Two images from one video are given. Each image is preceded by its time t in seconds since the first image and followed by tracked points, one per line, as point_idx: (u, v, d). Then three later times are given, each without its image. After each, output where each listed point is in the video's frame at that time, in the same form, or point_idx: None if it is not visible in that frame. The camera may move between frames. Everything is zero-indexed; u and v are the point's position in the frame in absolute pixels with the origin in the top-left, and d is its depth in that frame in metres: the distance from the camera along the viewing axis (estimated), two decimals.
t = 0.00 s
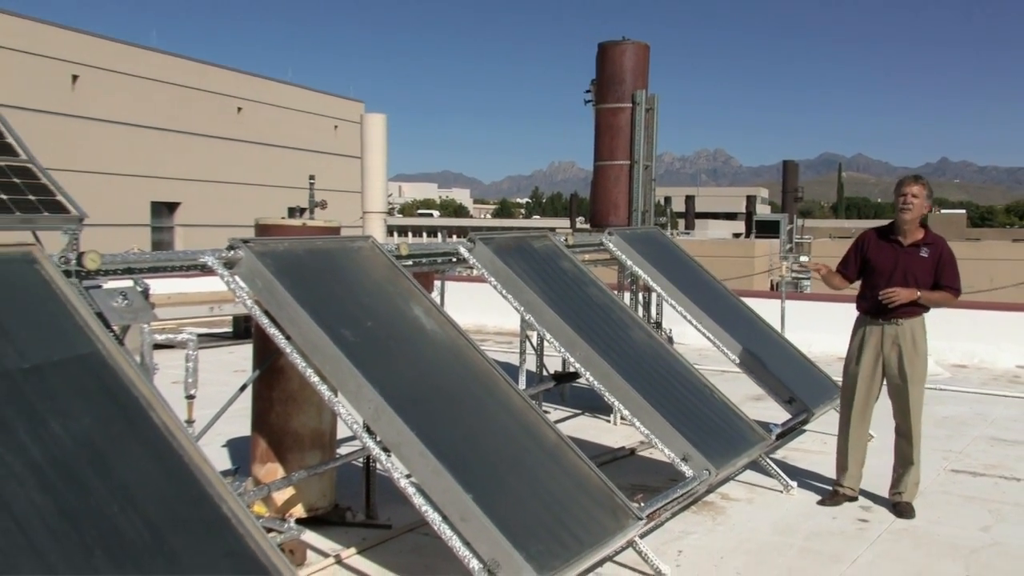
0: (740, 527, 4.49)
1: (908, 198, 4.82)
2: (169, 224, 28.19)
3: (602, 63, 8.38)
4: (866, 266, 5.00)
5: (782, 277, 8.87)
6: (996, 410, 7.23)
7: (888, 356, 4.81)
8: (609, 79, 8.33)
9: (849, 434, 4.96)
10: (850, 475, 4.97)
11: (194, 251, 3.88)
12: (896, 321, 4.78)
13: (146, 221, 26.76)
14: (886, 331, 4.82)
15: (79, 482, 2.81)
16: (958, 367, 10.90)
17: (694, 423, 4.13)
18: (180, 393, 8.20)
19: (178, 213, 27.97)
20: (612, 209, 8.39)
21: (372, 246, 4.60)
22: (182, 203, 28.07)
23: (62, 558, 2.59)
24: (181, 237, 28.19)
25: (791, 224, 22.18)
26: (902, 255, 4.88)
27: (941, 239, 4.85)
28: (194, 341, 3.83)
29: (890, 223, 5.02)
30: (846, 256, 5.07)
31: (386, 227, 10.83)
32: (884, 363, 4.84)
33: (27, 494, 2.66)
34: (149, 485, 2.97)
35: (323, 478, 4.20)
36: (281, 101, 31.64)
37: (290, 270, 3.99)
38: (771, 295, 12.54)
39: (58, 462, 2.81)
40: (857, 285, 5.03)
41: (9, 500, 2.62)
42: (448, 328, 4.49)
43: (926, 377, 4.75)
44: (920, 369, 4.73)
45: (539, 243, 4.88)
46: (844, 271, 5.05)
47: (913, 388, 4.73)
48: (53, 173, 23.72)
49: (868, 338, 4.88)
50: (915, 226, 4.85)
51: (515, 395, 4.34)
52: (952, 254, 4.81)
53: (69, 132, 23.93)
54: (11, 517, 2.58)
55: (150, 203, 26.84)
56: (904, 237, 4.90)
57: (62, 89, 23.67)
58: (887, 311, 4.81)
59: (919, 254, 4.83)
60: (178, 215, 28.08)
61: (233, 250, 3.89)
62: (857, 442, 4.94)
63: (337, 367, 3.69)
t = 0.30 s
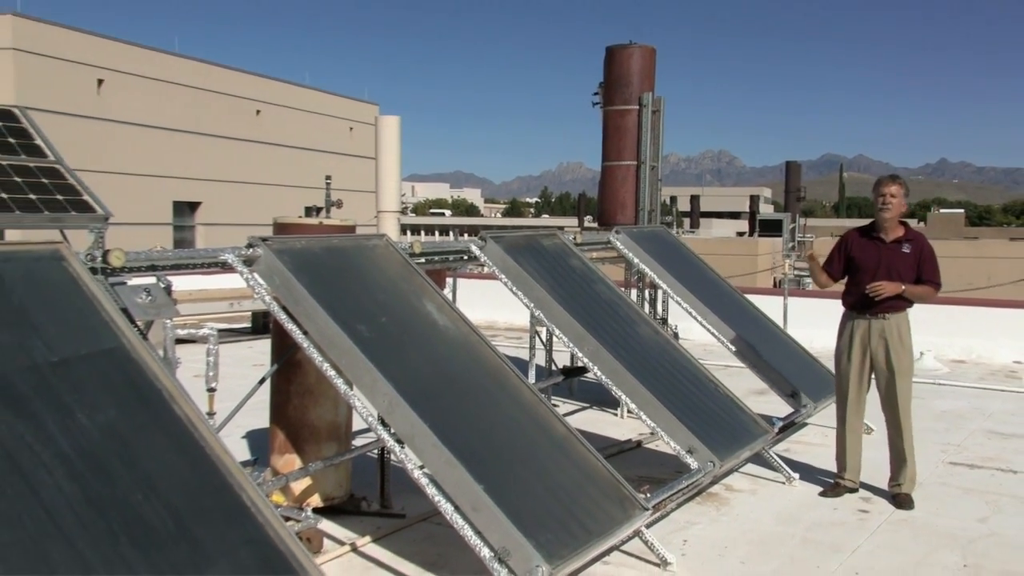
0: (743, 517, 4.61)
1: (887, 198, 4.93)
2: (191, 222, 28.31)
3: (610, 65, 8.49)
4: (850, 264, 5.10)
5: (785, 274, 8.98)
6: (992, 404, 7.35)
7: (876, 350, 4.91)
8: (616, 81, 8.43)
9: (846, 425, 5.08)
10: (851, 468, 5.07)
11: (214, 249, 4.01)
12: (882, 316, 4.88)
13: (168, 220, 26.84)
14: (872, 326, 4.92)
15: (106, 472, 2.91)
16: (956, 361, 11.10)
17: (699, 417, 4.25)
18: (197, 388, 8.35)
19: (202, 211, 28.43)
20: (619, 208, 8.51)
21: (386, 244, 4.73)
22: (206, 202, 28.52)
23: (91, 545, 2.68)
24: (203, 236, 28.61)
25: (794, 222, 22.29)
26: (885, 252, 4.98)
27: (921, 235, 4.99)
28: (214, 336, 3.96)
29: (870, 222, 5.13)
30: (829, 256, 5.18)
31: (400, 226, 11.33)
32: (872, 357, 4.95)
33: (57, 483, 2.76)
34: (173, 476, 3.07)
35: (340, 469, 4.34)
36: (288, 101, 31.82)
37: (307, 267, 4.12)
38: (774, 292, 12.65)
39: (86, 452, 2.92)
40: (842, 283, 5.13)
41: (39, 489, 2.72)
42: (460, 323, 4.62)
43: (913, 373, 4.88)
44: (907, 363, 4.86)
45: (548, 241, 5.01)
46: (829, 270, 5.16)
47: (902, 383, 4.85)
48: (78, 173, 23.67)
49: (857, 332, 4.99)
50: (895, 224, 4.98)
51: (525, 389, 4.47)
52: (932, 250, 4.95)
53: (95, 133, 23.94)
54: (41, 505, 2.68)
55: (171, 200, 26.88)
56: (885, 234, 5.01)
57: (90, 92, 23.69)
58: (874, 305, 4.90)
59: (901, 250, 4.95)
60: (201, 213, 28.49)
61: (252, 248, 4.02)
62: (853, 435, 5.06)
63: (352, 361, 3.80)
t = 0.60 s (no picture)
0: (748, 510, 4.73)
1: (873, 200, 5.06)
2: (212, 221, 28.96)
3: (618, 69, 8.60)
4: (838, 263, 5.22)
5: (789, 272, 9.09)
6: (990, 399, 7.47)
7: (865, 346, 5.03)
8: (625, 85, 8.54)
9: (839, 420, 5.18)
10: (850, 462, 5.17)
11: (235, 248, 4.14)
12: (871, 314, 5.00)
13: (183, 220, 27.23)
14: (861, 322, 5.04)
15: (130, 463, 3.01)
16: (955, 358, 11.30)
17: (704, 411, 4.37)
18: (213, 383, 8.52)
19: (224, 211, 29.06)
20: (626, 208, 8.64)
21: (400, 244, 4.87)
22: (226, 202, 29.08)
23: (116, 532, 2.79)
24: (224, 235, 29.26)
25: (798, 220, 22.40)
26: (872, 251, 5.10)
27: (905, 234, 5.13)
28: (235, 332, 4.09)
29: (856, 222, 5.25)
30: (818, 256, 5.30)
31: (413, 225, 11.52)
32: (861, 353, 5.06)
33: (84, 473, 2.87)
34: (194, 466, 3.18)
35: (356, 461, 4.49)
36: (296, 101, 32.01)
37: (324, 266, 4.25)
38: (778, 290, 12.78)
39: (111, 444, 3.03)
40: (831, 282, 5.26)
41: (67, 478, 2.82)
42: (472, 320, 4.75)
43: (901, 369, 4.99)
44: (895, 359, 4.97)
45: (557, 240, 5.14)
46: (818, 270, 5.28)
47: (891, 378, 4.97)
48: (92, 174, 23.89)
49: (845, 328, 5.10)
50: (880, 224, 5.11)
51: (535, 384, 4.59)
52: (917, 248, 5.08)
53: (108, 134, 24.12)
54: (69, 494, 2.78)
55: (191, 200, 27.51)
56: (872, 234, 5.14)
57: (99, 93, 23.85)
58: (863, 303, 5.02)
59: (888, 249, 5.08)
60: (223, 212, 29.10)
61: (271, 246, 4.15)
62: (849, 428, 5.16)
63: (367, 356, 3.92)
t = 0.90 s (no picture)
0: (752, 502, 4.85)
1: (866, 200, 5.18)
2: (233, 221, 29.14)
3: (626, 72, 8.73)
4: (834, 262, 5.36)
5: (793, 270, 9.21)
6: (990, 393, 7.60)
7: (860, 341, 5.16)
8: (633, 88, 8.66)
9: (838, 413, 5.31)
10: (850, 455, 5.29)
11: (254, 246, 4.27)
12: (867, 310, 5.12)
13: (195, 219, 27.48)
14: (856, 319, 5.17)
15: (156, 454, 3.12)
16: (955, 354, 11.45)
17: (710, 405, 4.49)
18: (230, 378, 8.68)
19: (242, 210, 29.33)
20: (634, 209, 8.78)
21: (415, 242, 5.01)
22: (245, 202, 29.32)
23: (143, 520, 2.88)
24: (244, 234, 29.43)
25: (804, 218, 22.47)
26: (865, 249, 5.23)
27: (897, 232, 5.24)
28: (255, 328, 4.23)
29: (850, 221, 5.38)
30: (813, 256, 5.44)
31: (425, 223, 11.69)
32: (857, 348, 5.20)
33: (112, 463, 2.96)
34: (215, 457, 3.29)
35: (371, 453, 4.64)
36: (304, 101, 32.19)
37: (340, 263, 4.38)
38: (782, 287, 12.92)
39: (136, 436, 3.12)
40: (827, 281, 5.39)
41: (97, 467, 2.91)
42: (484, 316, 4.87)
43: (897, 362, 5.11)
44: (891, 353, 5.09)
45: (567, 239, 5.26)
46: (814, 270, 5.41)
47: (887, 373, 5.08)
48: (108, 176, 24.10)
49: (841, 325, 5.24)
50: (873, 223, 5.24)
51: (545, 379, 4.72)
52: (910, 246, 5.20)
53: (124, 136, 24.33)
54: (98, 482, 2.88)
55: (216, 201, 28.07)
56: (865, 233, 5.27)
57: (114, 97, 23.84)
58: (858, 301, 5.14)
59: (881, 247, 5.20)
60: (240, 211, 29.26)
61: (290, 244, 4.28)
62: (848, 421, 5.29)
63: (383, 350, 4.03)
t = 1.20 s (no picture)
0: (757, 494, 4.99)
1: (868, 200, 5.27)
2: (254, 221, 30.20)
3: (635, 75, 8.85)
4: (839, 261, 5.48)
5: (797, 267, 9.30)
6: (991, 388, 7.70)
7: (864, 337, 5.27)
8: (641, 90, 8.79)
9: (841, 407, 5.43)
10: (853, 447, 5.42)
11: (274, 244, 4.40)
12: (871, 308, 5.22)
13: (207, 219, 27.84)
14: (861, 316, 5.27)
15: (181, 445, 3.21)
16: (956, 349, 11.55)
17: (717, 399, 4.61)
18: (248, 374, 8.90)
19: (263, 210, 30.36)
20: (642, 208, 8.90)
21: (430, 241, 5.16)
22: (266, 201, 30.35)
23: (168, 508, 2.97)
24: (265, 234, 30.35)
25: (810, 217, 22.59)
26: (869, 248, 5.34)
27: (900, 231, 5.35)
28: (275, 323, 4.37)
29: (854, 221, 5.49)
30: (820, 256, 5.56)
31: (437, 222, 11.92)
32: (861, 345, 5.30)
33: (139, 453, 3.06)
34: (238, 448, 3.38)
35: (387, 445, 4.79)
36: (313, 100, 32.41)
37: (358, 261, 4.52)
38: (787, 284, 13.05)
39: (161, 427, 3.22)
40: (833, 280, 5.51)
41: (124, 457, 3.01)
42: (497, 313, 5.01)
43: (900, 357, 5.21)
44: (894, 348, 5.19)
45: (577, 238, 5.39)
46: (820, 269, 5.54)
47: (890, 368, 5.18)
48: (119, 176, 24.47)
49: (845, 322, 5.34)
50: (876, 222, 5.34)
51: (557, 374, 4.86)
52: (913, 243, 5.30)
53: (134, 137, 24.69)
54: (125, 472, 2.98)
55: (235, 202, 28.94)
56: (868, 232, 5.38)
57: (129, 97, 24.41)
58: (862, 298, 5.25)
59: (884, 245, 5.31)
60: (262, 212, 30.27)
61: (309, 243, 4.41)
62: (851, 415, 5.42)
63: (398, 345, 4.16)
